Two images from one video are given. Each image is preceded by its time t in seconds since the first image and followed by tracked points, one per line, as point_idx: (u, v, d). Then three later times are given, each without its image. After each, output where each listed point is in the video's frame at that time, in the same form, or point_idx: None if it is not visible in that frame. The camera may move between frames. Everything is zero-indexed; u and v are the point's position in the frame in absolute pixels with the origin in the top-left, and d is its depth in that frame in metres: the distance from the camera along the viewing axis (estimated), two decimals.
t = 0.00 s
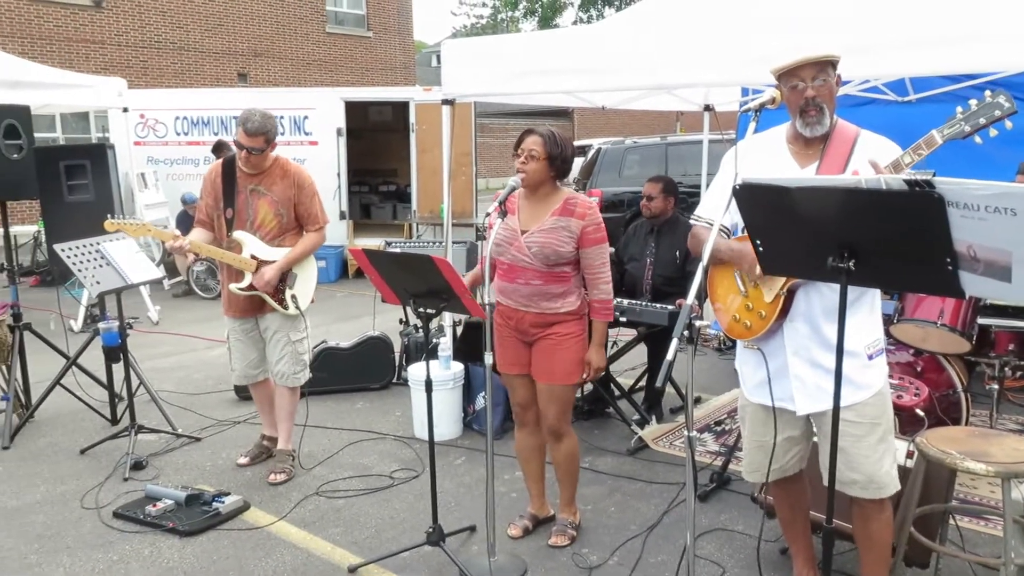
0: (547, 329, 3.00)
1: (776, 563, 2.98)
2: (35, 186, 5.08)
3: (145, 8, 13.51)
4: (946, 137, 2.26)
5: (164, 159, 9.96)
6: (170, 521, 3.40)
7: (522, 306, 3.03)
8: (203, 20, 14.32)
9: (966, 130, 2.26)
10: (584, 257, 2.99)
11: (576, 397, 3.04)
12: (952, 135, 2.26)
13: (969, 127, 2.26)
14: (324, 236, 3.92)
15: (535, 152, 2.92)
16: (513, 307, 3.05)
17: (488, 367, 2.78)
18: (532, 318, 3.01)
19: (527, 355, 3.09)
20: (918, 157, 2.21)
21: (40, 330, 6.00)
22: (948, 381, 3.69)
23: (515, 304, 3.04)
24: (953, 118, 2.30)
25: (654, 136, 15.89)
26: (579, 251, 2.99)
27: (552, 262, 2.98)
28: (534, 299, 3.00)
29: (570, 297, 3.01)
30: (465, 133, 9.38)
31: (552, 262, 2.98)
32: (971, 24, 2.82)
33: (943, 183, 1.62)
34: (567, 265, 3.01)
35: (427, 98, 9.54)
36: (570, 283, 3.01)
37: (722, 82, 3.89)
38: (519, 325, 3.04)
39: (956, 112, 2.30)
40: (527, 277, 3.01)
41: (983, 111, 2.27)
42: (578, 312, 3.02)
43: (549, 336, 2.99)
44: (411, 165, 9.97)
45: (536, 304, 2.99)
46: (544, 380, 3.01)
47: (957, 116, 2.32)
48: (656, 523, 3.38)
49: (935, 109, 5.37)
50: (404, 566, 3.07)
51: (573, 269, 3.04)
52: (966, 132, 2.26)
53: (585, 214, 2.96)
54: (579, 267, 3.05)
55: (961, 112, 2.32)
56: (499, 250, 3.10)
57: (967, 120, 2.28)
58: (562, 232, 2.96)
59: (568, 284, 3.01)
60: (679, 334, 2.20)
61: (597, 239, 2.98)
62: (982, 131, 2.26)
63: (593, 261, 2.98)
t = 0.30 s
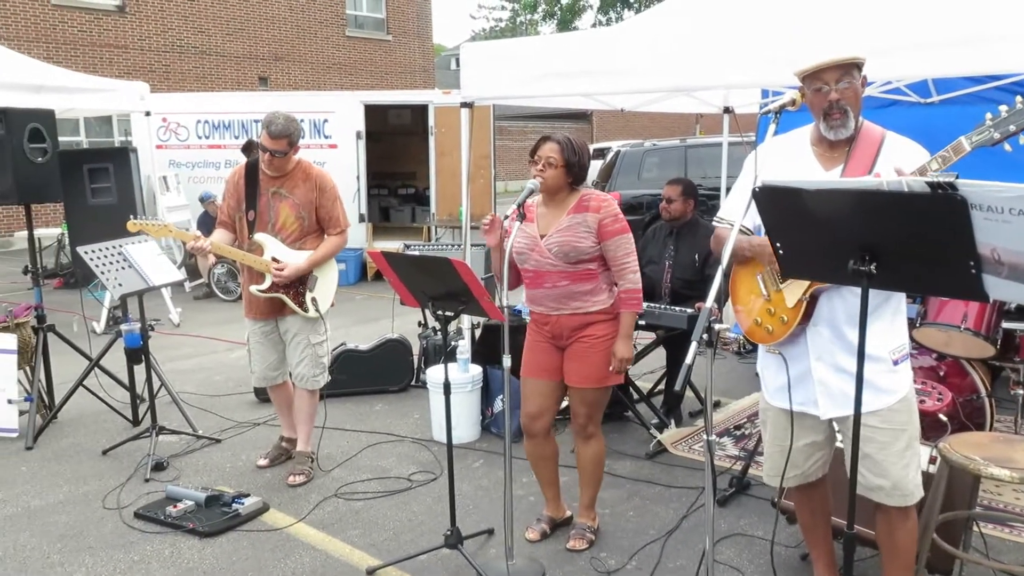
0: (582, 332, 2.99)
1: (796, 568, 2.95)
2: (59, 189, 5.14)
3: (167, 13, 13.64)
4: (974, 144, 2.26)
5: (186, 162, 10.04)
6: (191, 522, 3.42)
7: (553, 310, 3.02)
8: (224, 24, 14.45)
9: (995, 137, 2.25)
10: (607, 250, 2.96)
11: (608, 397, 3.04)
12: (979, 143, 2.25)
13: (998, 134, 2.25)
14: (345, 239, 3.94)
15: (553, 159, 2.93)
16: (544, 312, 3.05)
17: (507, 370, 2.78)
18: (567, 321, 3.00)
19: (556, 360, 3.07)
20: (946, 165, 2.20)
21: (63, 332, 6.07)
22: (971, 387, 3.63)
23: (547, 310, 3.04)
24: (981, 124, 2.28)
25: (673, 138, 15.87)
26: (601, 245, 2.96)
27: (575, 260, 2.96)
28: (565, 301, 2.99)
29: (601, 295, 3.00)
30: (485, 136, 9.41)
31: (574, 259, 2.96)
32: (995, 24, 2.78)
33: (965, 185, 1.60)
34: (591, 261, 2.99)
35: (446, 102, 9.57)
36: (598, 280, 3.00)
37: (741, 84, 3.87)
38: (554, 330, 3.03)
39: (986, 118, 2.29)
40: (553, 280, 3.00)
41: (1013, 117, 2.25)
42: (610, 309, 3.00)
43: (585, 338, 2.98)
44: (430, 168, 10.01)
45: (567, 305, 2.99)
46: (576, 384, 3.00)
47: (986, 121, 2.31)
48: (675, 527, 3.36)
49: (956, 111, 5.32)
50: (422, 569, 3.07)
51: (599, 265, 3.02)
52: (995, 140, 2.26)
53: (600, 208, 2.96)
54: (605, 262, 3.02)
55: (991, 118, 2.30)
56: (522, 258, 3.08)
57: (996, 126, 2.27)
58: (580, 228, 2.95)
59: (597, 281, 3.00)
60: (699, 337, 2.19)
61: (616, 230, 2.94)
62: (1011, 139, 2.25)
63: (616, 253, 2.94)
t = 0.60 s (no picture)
0: (600, 335, 2.99)
1: (809, 572, 2.93)
2: (75, 191, 5.18)
3: (182, 17, 13.72)
4: (1004, 150, 2.12)
5: (200, 164, 10.10)
6: (203, 523, 3.44)
7: (573, 313, 3.01)
8: (239, 28, 14.53)
9: None
10: (625, 252, 2.96)
11: (624, 401, 3.03)
12: (1009, 149, 2.10)
13: None
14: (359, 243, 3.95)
15: (566, 163, 2.92)
16: (564, 315, 3.04)
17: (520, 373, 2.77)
18: (586, 324, 2.99)
19: (575, 365, 3.07)
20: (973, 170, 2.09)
21: (79, 333, 6.12)
22: (989, 389, 3.59)
23: (566, 313, 3.03)
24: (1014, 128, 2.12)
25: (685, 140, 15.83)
26: (619, 247, 2.97)
27: (594, 262, 2.96)
28: (584, 304, 2.99)
29: (619, 297, 3.00)
30: (497, 138, 9.41)
31: (594, 261, 2.96)
32: (1011, 26, 2.76)
33: (982, 188, 1.59)
34: (610, 264, 2.99)
35: (459, 104, 9.58)
36: (617, 283, 3.00)
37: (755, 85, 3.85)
38: (572, 334, 3.02)
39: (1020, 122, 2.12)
40: (573, 284, 2.99)
41: None
42: (628, 312, 3.00)
43: (603, 340, 2.98)
44: (443, 171, 10.03)
45: (588, 308, 2.98)
46: (591, 388, 2.99)
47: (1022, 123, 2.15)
48: (687, 531, 3.35)
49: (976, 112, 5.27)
50: (434, 571, 3.07)
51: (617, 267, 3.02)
52: None
53: (617, 210, 2.97)
54: (623, 265, 3.02)
55: None
56: (540, 263, 3.07)
57: None
58: (598, 230, 2.95)
59: (616, 283, 2.99)
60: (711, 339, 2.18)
61: (633, 232, 2.95)
62: None
63: (635, 255, 2.95)
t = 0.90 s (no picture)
0: (598, 333, 2.98)
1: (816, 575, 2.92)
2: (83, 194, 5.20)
3: (189, 21, 13.77)
4: None
5: (207, 167, 10.14)
6: (210, 525, 3.44)
7: (573, 310, 3.00)
8: (246, 31, 14.57)
9: None
10: (631, 254, 3.00)
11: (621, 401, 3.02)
12: None
13: None
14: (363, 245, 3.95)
15: (570, 160, 2.90)
16: (563, 313, 3.02)
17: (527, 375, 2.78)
18: (584, 323, 2.98)
19: (573, 364, 3.06)
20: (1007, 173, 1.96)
21: (86, 336, 6.15)
22: (996, 392, 3.51)
23: (565, 309, 3.02)
24: None
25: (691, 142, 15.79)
26: (626, 249, 3.00)
27: (601, 261, 2.96)
28: (586, 302, 2.97)
29: (620, 298, 3.00)
30: (503, 140, 9.40)
31: (601, 260, 2.96)
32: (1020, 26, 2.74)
33: (991, 189, 1.58)
34: (614, 264, 3.00)
35: (465, 106, 9.58)
36: (619, 283, 3.00)
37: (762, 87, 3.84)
38: (569, 331, 3.01)
39: None
40: (577, 280, 2.98)
41: None
42: (626, 314, 3.00)
43: (599, 341, 2.97)
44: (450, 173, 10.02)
45: (587, 307, 2.97)
46: (589, 388, 3.00)
47: None
48: (694, 534, 3.34)
49: (986, 112, 5.23)
50: (439, 573, 3.07)
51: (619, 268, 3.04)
52: None
53: (627, 212, 2.98)
54: (625, 267, 3.05)
55: None
56: (545, 256, 3.06)
57: None
58: (609, 230, 2.95)
59: (617, 284, 2.99)
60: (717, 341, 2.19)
61: (641, 236, 2.99)
62: None
63: (640, 258, 2.99)
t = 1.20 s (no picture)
0: (590, 341, 2.98)
1: None
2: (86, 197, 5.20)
3: (192, 24, 13.79)
4: None
5: (210, 170, 10.15)
6: (213, 528, 3.44)
7: (568, 319, 2.99)
8: (249, 35, 14.59)
9: None
10: (629, 268, 3.01)
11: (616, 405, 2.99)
12: None
13: None
14: (361, 245, 3.94)
15: (574, 166, 2.91)
16: (558, 319, 3.02)
17: (529, 378, 2.78)
18: (577, 331, 2.98)
19: (567, 368, 3.06)
20: None
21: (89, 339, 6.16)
22: (1000, 395, 3.48)
23: (559, 317, 3.01)
24: None
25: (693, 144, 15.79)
26: (623, 263, 3.01)
27: (601, 276, 2.96)
28: (582, 313, 2.97)
29: (615, 310, 3.01)
30: (506, 143, 9.40)
31: (601, 275, 2.95)
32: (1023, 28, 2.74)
33: (993, 191, 1.58)
34: (612, 277, 3.00)
35: (468, 109, 9.59)
36: (615, 296, 3.01)
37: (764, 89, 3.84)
38: (562, 337, 3.01)
39: None
40: (576, 292, 2.97)
41: None
42: (619, 324, 3.02)
43: (592, 349, 2.97)
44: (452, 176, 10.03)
45: (582, 317, 2.97)
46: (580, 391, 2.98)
47: None
48: (697, 536, 3.33)
49: (991, 115, 5.23)
50: None
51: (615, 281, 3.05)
52: None
53: (630, 226, 2.98)
54: (620, 279, 3.06)
55: None
56: (545, 264, 3.05)
57: None
58: (611, 244, 2.95)
59: (614, 297, 3.00)
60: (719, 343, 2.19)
61: (640, 250, 3.01)
62: None
63: (638, 272, 3.01)
